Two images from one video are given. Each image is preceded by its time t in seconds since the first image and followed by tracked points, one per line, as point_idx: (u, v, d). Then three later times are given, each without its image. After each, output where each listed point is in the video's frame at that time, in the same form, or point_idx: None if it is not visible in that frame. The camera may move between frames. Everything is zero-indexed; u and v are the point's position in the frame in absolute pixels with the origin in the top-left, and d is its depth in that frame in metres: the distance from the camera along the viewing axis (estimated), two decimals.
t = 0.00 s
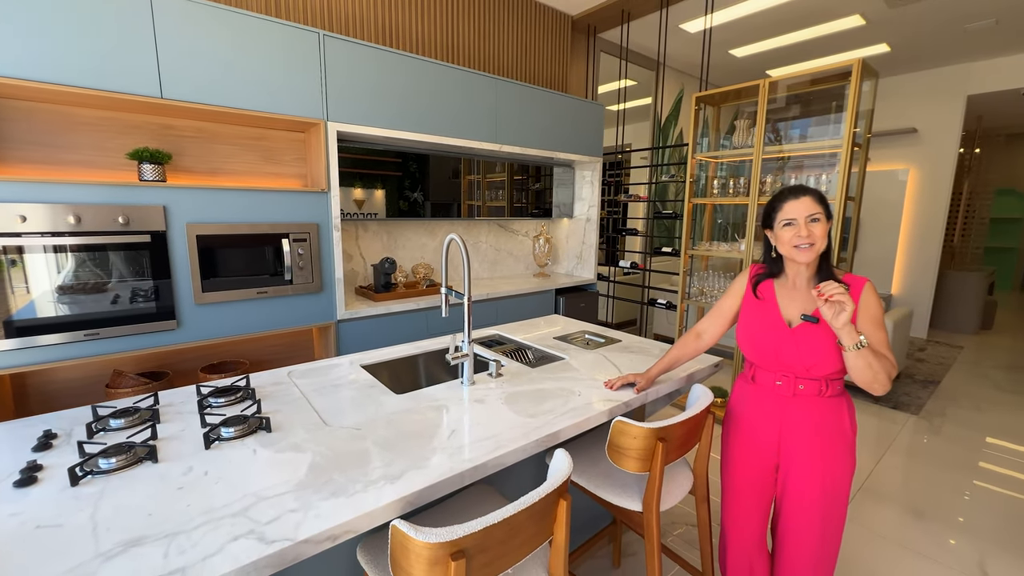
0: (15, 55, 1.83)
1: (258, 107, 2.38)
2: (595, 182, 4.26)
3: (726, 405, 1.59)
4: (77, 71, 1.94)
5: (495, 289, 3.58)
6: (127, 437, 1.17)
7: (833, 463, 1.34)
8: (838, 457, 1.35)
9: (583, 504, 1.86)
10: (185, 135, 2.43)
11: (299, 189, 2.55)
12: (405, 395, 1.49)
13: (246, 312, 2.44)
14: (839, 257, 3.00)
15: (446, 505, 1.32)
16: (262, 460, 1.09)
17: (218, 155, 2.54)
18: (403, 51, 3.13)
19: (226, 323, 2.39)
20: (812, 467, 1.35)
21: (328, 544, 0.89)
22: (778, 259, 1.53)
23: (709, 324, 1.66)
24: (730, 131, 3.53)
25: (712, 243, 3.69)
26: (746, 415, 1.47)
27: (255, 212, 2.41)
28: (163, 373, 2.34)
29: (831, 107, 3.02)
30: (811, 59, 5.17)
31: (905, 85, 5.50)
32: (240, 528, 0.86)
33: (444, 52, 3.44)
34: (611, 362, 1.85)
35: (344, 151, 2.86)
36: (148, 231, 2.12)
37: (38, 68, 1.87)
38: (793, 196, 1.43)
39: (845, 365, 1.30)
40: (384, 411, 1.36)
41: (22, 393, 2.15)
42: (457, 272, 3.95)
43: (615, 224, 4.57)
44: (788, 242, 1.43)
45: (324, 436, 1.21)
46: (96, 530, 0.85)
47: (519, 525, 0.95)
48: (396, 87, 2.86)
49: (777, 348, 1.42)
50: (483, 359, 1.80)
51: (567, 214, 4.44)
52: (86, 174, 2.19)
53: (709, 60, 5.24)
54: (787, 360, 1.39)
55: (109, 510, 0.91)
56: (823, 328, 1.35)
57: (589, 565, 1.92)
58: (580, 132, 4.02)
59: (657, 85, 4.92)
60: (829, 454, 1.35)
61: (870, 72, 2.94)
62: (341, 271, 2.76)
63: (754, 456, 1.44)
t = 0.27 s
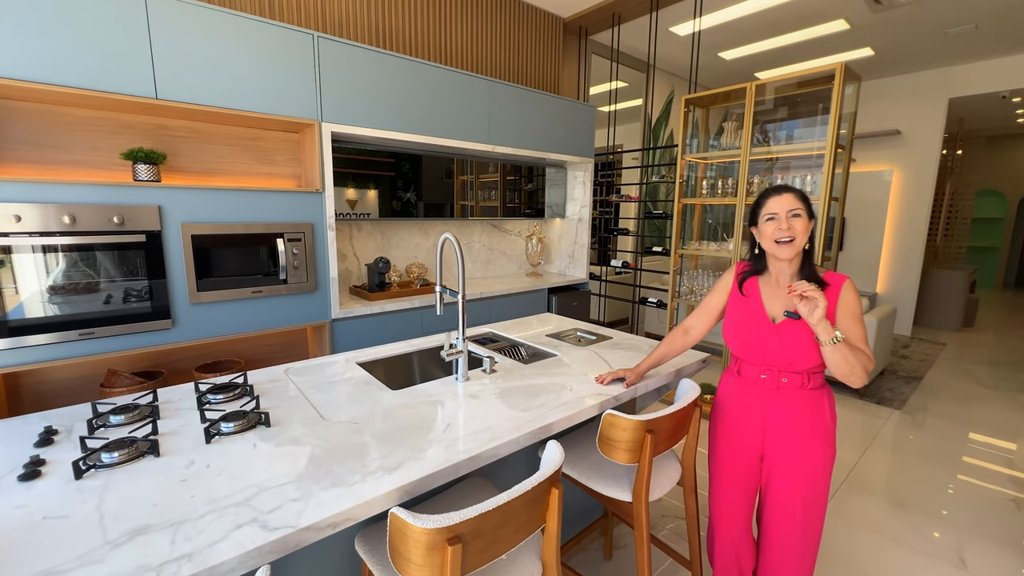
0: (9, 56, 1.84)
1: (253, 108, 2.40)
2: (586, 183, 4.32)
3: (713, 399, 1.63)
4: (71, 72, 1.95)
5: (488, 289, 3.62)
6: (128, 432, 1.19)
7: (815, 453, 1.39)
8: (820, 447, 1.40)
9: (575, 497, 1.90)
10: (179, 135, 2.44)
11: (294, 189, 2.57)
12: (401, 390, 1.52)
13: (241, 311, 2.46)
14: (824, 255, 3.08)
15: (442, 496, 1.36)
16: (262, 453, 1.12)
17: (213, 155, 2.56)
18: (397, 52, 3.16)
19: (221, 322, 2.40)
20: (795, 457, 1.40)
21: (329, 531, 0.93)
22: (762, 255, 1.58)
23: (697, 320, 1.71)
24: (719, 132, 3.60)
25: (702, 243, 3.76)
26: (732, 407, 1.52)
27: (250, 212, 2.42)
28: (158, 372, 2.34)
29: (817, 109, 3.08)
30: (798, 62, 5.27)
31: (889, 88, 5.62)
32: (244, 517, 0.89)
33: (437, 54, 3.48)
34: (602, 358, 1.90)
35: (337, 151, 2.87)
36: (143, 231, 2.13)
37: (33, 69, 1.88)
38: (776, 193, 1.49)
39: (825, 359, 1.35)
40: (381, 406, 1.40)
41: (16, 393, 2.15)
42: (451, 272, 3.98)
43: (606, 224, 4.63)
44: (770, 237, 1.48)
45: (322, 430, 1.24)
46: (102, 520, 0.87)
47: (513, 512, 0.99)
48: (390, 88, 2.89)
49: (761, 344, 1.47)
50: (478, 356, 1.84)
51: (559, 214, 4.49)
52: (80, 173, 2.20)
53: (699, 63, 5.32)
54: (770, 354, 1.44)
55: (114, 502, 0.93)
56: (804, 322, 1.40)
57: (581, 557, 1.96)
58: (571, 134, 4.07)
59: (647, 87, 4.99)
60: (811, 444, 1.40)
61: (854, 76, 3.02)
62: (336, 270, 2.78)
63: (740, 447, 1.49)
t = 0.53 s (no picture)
0: (13, 58, 1.87)
1: (253, 109, 2.44)
2: (581, 183, 4.38)
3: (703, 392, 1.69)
4: (74, 74, 1.98)
5: (484, 288, 3.66)
6: (137, 426, 1.23)
7: (798, 443, 1.46)
8: (803, 438, 1.46)
9: (569, 490, 1.96)
10: (179, 136, 2.47)
11: (292, 190, 2.61)
12: (401, 385, 1.57)
13: (241, 309, 2.49)
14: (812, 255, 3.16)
15: (441, 487, 1.41)
16: (269, 444, 1.17)
17: (212, 156, 2.59)
18: (394, 55, 3.20)
19: (221, 321, 2.43)
20: (779, 447, 1.46)
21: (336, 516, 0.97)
22: (748, 254, 1.64)
23: (686, 317, 1.77)
24: (710, 134, 3.67)
25: (693, 242, 3.83)
26: (720, 399, 1.58)
27: (249, 212, 2.46)
28: (159, 370, 2.37)
29: (807, 111, 3.15)
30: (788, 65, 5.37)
31: (876, 91, 5.73)
32: (255, 502, 0.93)
33: (434, 56, 3.53)
34: (595, 354, 1.96)
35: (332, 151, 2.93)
36: (144, 231, 2.16)
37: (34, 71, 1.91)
38: (762, 194, 1.55)
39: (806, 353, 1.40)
40: (382, 400, 1.44)
41: (17, 391, 2.17)
42: (447, 272, 4.02)
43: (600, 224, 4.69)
44: (757, 236, 1.54)
45: (326, 423, 1.28)
46: (119, 507, 0.91)
47: (511, 498, 1.04)
48: (387, 90, 2.93)
49: (747, 339, 1.53)
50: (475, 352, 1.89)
51: (554, 214, 4.55)
52: (81, 174, 2.22)
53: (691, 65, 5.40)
54: (756, 349, 1.51)
55: (129, 490, 0.97)
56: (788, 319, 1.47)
57: (576, 548, 2.02)
58: (566, 135, 4.13)
59: (640, 89, 5.07)
60: (795, 434, 1.46)
61: (840, 80, 3.11)
62: (335, 270, 2.82)
63: (728, 438, 1.55)
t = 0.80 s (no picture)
0: (15, 59, 1.88)
1: (252, 110, 2.46)
2: (577, 183, 4.42)
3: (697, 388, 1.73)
4: (75, 75, 2.00)
5: (482, 287, 3.69)
6: (143, 421, 1.26)
7: (789, 437, 1.49)
8: (794, 432, 1.50)
9: (567, 485, 1.99)
10: (179, 136, 2.49)
11: (292, 190, 2.63)
12: (401, 382, 1.60)
13: (241, 308, 2.52)
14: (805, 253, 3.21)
15: (441, 481, 1.44)
16: (273, 439, 1.19)
17: (212, 156, 2.61)
18: (392, 55, 3.23)
19: (221, 320, 2.45)
20: (770, 441, 1.50)
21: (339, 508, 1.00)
22: (741, 253, 1.68)
23: (681, 314, 1.81)
24: (705, 134, 3.71)
25: (688, 241, 3.87)
26: (713, 395, 1.61)
27: (249, 212, 2.48)
28: (159, 369, 2.39)
29: (800, 112, 3.20)
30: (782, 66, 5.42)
31: (869, 92, 5.80)
32: (261, 494, 0.96)
33: (431, 57, 3.55)
34: (591, 351, 1.99)
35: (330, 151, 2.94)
36: (145, 231, 2.18)
37: (34, 72, 1.92)
38: (754, 194, 1.58)
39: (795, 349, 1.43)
40: (382, 397, 1.47)
41: (17, 390, 2.18)
42: (444, 271, 4.05)
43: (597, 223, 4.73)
44: (748, 236, 1.58)
45: (329, 418, 1.31)
46: (129, 498, 0.94)
47: (510, 489, 1.07)
48: (385, 91, 2.96)
49: (739, 335, 1.57)
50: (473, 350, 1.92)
51: (551, 213, 4.59)
52: (82, 174, 2.24)
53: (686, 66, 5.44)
54: (748, 344, 1.54)
55: (137, 482, 1.00)
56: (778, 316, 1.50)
57: (573, 543, 2.05)
58: (562, 135, 4.16)
59: (636, 90, 5.11)
60: (786, 428, 1.49)
61: (833, 81, 3.16)
62: (334, 269, 2.84)
63: (720, 432, 1.58)
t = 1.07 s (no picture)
0: (12, 58, 1.87)
1: (251, 109, 2.45)
2: (576, 183, 4.42)
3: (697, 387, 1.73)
4: (73, 73, 1.99)
5: (481, 287, 3.70)
6: (143, 422, 1.25)
7: (788, 436, 1.50)
8: (793, 432, 1.50)
9: (567, 485, 2.00)
10: (177, 135, 2.48)
11: (291, 190, 2.62)
12: (401, 382, 1.60)
13: (240, 309, 2.51)
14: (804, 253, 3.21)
15: (442, 480, 1.44)
16: (274, 439, 1.19)
17: (211, 156, 2.60)
18: (392, 55, 3.22)
19: (220, 320, 2.44)
20: (769, 440, 1.50)
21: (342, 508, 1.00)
22: (740, 252, 1.69)
23: (681, 314, 1.81)
24: (704, 134, 3.72)
25: (687, 241, 3.88)
26: (713, 394, 1.62)
27: (248, 212, 2.47)
28: (158, 370, 2.38)
29: (797, 112, 3.22)
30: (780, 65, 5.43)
31: (866, 92, 5.82)
32: (264, 495, 0.95)
33: (430, 57, 3.55)
34: (591, 351, 1.99)
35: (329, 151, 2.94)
36: (144, 231, 2.17)
37: (32, 70, 1.91)
38: (747, 195, 1.58)
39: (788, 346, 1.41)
40: (384, 397, 1.47)
41: (15, 391, 2.17)
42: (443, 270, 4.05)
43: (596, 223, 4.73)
44: (741, 236, 1.59)
45: (330, 419, 1.31)
46: (130, 500, 0.94)
47: (512, 489, 1.07)
48: (384, 90, 2.95)
49: (739, 335, 1.57)
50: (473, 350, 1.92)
51: (550, 213, 4.59)
52: (80, 174, 2.23)
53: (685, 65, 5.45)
54: (747, 343, 1.55)
55: (139, 483, 0.99)
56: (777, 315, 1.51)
57: (573, 542, 2.05)
58: (561, 135, 4.16)
59: (635, 89, 5.11)
60: (785, 428, 1.50)
61: (831, 81, 3.16)
62: (333, 269, 2.84)
63: (720, 431, 1.59)
